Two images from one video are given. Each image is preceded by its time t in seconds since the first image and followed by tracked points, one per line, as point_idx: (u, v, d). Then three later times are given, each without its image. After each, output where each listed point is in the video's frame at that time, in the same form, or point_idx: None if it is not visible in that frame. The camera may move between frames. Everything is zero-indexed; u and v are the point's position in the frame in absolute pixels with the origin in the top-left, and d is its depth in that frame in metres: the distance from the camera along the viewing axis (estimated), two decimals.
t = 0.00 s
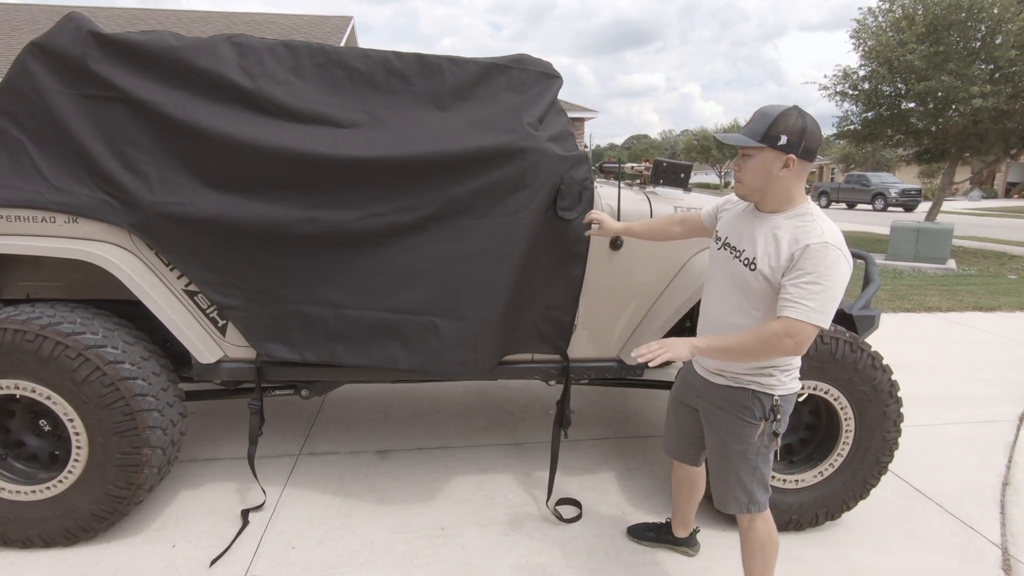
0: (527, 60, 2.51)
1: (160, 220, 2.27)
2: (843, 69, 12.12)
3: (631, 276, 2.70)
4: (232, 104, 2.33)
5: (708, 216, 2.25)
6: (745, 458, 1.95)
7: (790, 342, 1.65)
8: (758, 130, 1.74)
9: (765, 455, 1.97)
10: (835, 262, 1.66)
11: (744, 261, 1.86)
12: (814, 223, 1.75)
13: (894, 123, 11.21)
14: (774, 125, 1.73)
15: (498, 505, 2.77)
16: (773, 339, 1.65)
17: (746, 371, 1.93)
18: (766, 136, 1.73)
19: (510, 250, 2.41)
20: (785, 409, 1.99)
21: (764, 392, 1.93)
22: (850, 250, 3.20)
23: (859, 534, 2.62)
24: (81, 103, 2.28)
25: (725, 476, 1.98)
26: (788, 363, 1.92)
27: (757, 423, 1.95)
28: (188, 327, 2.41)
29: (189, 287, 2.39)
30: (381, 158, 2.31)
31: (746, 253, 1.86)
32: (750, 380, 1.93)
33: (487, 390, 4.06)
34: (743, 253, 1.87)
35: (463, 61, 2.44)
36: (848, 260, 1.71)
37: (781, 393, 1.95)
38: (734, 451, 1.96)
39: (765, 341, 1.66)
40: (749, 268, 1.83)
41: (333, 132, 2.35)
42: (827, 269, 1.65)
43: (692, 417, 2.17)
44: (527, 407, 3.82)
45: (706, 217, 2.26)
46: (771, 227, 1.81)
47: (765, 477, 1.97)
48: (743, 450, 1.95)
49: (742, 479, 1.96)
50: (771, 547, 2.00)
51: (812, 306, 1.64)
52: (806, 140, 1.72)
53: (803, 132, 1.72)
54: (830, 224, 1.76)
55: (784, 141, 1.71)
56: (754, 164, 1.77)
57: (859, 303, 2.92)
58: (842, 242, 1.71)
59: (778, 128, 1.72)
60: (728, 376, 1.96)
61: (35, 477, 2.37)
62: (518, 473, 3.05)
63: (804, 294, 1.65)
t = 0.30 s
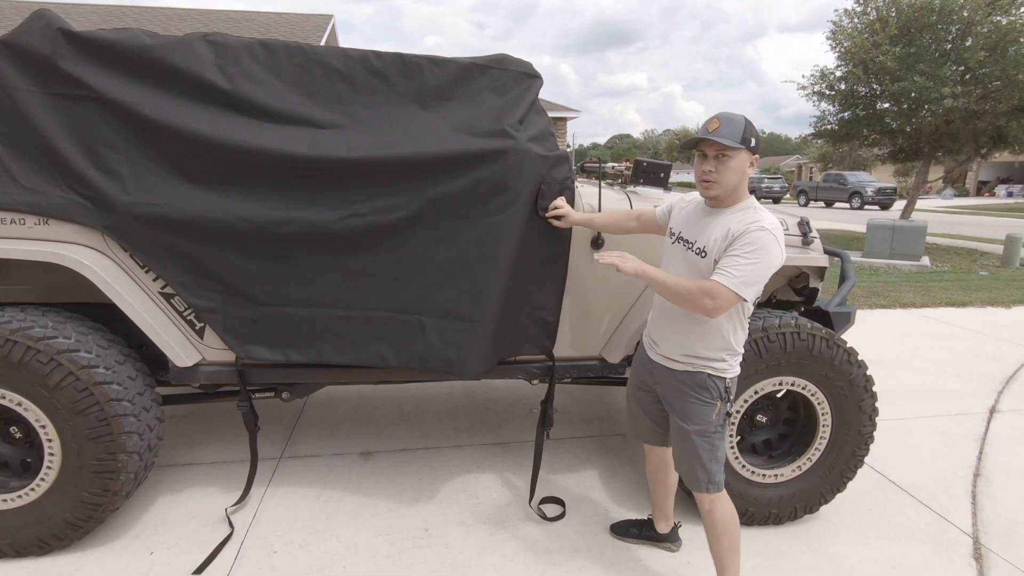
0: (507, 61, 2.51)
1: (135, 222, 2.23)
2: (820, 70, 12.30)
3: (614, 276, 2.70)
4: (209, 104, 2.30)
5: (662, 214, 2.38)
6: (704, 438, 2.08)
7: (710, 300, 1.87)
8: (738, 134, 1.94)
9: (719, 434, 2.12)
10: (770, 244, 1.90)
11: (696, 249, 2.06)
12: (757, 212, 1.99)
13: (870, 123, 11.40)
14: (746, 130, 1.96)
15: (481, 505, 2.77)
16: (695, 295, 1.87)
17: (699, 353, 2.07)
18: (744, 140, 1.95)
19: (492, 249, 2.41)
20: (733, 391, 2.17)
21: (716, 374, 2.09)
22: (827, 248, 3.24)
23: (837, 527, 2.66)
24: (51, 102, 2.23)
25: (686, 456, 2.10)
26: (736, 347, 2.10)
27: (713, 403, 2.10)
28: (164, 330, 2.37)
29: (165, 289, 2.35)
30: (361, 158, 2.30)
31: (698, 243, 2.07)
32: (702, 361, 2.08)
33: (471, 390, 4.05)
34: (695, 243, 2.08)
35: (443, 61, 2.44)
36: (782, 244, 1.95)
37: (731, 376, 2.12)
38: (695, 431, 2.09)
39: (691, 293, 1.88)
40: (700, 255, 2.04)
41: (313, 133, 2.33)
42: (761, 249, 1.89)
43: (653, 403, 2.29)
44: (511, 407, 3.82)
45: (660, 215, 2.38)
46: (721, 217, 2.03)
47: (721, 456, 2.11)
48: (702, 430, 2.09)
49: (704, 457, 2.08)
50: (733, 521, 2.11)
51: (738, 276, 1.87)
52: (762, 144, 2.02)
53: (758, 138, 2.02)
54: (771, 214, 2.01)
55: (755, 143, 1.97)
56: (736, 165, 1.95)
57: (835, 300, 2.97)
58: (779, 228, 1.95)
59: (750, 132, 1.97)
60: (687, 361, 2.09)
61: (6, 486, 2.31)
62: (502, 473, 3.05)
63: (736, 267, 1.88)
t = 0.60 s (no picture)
0: (492, 60, 2.51)
1: (114, 222, 2.20)
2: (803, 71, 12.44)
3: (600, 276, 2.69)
4: (190, 103, 2.27)
5: (640, 213, 2.41)
6: (665, 420, 2.15)
7: (666, 280, 1.92)
8: (696, 132, 2.02)
9: (685, 418, 2.20)
10: (724, 229, 1.97)
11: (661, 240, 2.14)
12: (715, 201, 2.06)
13: (851, 124, 11.55)
14: (703, 127, 2.04)
15: (468, 506, 2.76)
16: (653, 277, 1.93)
17: (667, 340, 2.16)
18: (702, 136, 2.03)
19: (477, 249, 2.41)
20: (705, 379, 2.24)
21: (685, 360, 2.16)
22: (809, 247, 3.27)
23: (821, 523, 2.69)
24: (27, 100, 2.18)
25: (646, 438, 2.17)
26: (704, 333, 2.17)
27: (680, 388, 2.17)
28: (145, 333, 2.33)
29: (145, 291, 2.32)
30: (344, 157, 2.28)
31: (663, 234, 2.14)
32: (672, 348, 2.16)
33: (459, 390, 4.04)
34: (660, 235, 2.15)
35: (428, 61, 2.43)
36: (739, 230, 2.02)
37: (702, 363, 2.19)
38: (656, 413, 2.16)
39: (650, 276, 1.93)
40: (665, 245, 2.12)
41: (296, 132, 2.31)
42: (717, 233, 1.96)
43: (628, 390, 2.36)
44: (498, 407, 3.82)
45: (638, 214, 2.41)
46: (683, 209, 2.10)
47: (679, 441, 2.17)
48: (668, 413, 2.16)
49: (667, 439, 2.16)
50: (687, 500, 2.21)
51: (693, 258, 1.93)
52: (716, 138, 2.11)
53: (713, 132, 2.10)
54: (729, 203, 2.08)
55: (711, 139, 2.05)
56: (697, 161, 2.04)
57: (817, 299, 3.00)
58: (735, 215, 2.02)
59: (706, 128, 2.04)
60: (657, 347, 2.18)
61: None
62: (489, 473, 3.04)
63: (692, 250, 1.94)
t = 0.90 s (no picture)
0: (483, 60, 2.50)
1: (100, 222, 2.17)
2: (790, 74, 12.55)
3: (590, 276, 2.69)
4: (177, 102, 2.24)
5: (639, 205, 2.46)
6: (658, 419, 2.17)
7: (609, 257, 2.09)
8: (658, 134, 2.08)
9: (674, 418, 2.20)
10: (685, 223, 2.04)
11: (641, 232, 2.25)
12: (689, 200, 2.11)
13: (838, 125, 11.67)
14: (671, 131, 2.06)
15: (459, 506, 2.76)
16: (596, 250, 2.11)
17: (647, 337, 2.19)
18: (664, 140, 2.07)
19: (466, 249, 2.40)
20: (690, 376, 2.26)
21: (670, 358, 2.18)
22: (796, 247, 3.29)
23: (809, 520, 2.71)
24: (10, 98, 2.15)
25: (642, 439, 2.19)
26: (680, 331, 2.18)
27: (666, 387, 2.19)
28: (131, 334, 2.30)
29: (131, 291, 2.29)
30: (333, 157, 2.27)
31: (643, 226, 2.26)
32: (650, 343, 2.18)
33: (449, 391, 4.03)
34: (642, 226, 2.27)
35: (417, 60, 2.42)
36: (705, 227, 2.06)
37: (685, 360, 2.20)
38: (649, 413, 2.17)
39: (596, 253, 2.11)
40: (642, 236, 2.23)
41: (285, 132, 2.29)
42: (676, 226, 2.04)
43: (617, 391, 2.37)
44: (489, 407, 3.82)
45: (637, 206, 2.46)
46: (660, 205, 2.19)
47: (675, 438, 2.19)
48: (656, 413, 2.17)
49: (657, 439, 2.17)
50: (681, 500, 2.22)
51: (642, 243, 2.05)
52: (697, 141, 2.07)
53: (694, 135, 2.07)
54: (707, 204, 2.11)
55: (679, 143, 2.06)
56: (657, 163, 2.12)
57: (804, 299, 3.02)
58: (704, 213, 2.07)
59: (675, 132, 2.06)
60: (641, 346, 2.19)
61: None
62: (479, 473, 3.04)
63: (643, 237, 2.05)
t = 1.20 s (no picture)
0: (475, 61, 2.50)
1: (90, 222, 2.16)
2: (781, 76, 12.64)
3: (584, 277, 2.70)
4: (168, 101, 2.23)
5: (640, 202, 2.53)
6: (640, 418, 2.19)
7: (584, 253, 2.20)
8: (649, 141, 2.10)
9: (656, 417, 2.21)
10: (655, 228, 2.06)
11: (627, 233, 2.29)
12: (668, 206, 2.12)
13: (829, 128, 11.76)
14: (662, 138, 2.07)
15: (452, 508, 2.75)
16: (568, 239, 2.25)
17: (626, 338, 2.22)
18: (655, 147, 2.09)
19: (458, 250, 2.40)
20: (674, 377, 2.25)
21: (651, 358, 2.19)
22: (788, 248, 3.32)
23: (800, 520, 2.72)
24: None
25: (627, 435, 2.22)
26: (658, 333, 2.19)
27: (646, 386, 2.20)
28: (120, 335, 2.28)
29: (121, 293, 2.27)
30: (325, 158, 2.26)
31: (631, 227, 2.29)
32: (628, 342, 2.22)
33: (442, 392, 4.03)
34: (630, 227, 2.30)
35: (410, 61, 2.42)
36: (677, 233, 2.07)
37: (666, 360, 2.21)
38: (631, 411, 2.21)
39: (573, 247, 2.23)
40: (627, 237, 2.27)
41: (277, 132, 2.28)
42: (646, 231, 2.06)
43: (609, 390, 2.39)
44: (482, 408, 3.81)
45: (638, 203, 2.54)
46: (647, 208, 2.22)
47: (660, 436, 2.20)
48: (634, 410, 2.20)
49: (634, 437, 2.20)
50: (669, 497, 2.22)
51: (613, 245, 2.10)
52: (688, 148, 2.08)
53: (685, 142, 2.07)
54: (687, 210, 2.11)
55: (669, 150, 2.07)
56: (648, 169, 2.14)
57: (795, 299, 3.04)
58: (679, 220, 2.07)
59: (666, 139, 2.07)
60: (621, 345, 2.23)
61: None
62: (473, 474, 3.04)
63: (615, 239, 2.10)
